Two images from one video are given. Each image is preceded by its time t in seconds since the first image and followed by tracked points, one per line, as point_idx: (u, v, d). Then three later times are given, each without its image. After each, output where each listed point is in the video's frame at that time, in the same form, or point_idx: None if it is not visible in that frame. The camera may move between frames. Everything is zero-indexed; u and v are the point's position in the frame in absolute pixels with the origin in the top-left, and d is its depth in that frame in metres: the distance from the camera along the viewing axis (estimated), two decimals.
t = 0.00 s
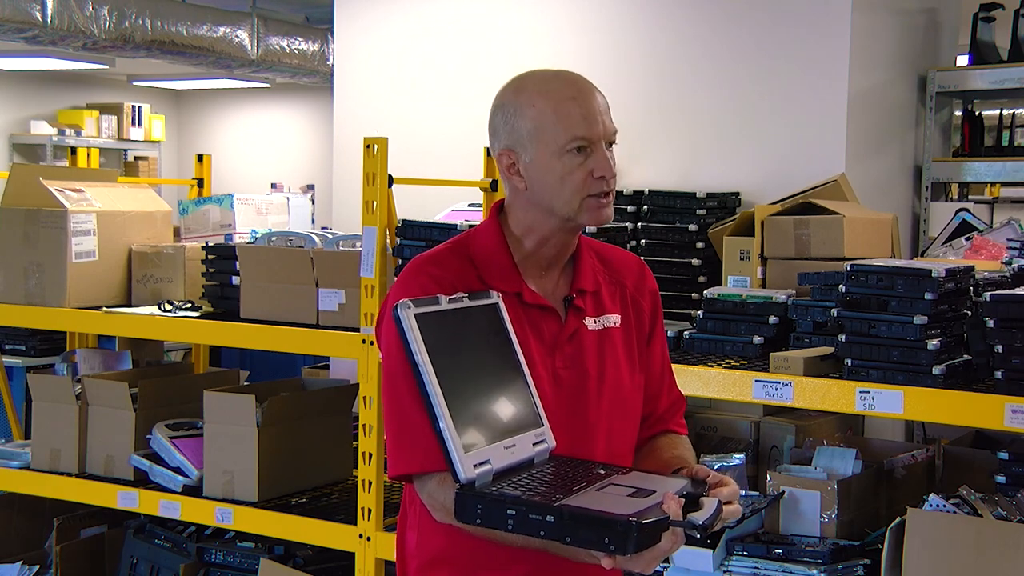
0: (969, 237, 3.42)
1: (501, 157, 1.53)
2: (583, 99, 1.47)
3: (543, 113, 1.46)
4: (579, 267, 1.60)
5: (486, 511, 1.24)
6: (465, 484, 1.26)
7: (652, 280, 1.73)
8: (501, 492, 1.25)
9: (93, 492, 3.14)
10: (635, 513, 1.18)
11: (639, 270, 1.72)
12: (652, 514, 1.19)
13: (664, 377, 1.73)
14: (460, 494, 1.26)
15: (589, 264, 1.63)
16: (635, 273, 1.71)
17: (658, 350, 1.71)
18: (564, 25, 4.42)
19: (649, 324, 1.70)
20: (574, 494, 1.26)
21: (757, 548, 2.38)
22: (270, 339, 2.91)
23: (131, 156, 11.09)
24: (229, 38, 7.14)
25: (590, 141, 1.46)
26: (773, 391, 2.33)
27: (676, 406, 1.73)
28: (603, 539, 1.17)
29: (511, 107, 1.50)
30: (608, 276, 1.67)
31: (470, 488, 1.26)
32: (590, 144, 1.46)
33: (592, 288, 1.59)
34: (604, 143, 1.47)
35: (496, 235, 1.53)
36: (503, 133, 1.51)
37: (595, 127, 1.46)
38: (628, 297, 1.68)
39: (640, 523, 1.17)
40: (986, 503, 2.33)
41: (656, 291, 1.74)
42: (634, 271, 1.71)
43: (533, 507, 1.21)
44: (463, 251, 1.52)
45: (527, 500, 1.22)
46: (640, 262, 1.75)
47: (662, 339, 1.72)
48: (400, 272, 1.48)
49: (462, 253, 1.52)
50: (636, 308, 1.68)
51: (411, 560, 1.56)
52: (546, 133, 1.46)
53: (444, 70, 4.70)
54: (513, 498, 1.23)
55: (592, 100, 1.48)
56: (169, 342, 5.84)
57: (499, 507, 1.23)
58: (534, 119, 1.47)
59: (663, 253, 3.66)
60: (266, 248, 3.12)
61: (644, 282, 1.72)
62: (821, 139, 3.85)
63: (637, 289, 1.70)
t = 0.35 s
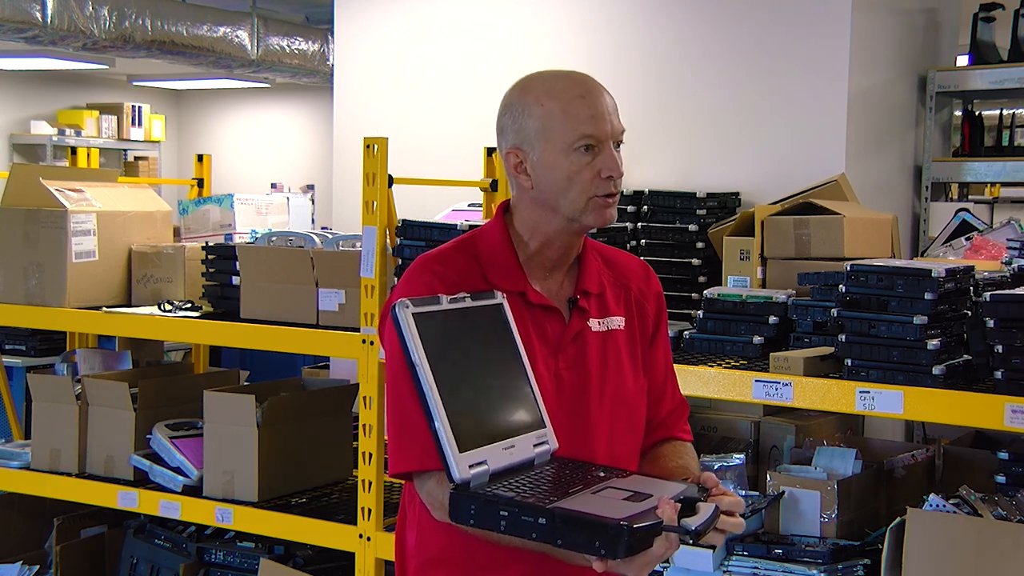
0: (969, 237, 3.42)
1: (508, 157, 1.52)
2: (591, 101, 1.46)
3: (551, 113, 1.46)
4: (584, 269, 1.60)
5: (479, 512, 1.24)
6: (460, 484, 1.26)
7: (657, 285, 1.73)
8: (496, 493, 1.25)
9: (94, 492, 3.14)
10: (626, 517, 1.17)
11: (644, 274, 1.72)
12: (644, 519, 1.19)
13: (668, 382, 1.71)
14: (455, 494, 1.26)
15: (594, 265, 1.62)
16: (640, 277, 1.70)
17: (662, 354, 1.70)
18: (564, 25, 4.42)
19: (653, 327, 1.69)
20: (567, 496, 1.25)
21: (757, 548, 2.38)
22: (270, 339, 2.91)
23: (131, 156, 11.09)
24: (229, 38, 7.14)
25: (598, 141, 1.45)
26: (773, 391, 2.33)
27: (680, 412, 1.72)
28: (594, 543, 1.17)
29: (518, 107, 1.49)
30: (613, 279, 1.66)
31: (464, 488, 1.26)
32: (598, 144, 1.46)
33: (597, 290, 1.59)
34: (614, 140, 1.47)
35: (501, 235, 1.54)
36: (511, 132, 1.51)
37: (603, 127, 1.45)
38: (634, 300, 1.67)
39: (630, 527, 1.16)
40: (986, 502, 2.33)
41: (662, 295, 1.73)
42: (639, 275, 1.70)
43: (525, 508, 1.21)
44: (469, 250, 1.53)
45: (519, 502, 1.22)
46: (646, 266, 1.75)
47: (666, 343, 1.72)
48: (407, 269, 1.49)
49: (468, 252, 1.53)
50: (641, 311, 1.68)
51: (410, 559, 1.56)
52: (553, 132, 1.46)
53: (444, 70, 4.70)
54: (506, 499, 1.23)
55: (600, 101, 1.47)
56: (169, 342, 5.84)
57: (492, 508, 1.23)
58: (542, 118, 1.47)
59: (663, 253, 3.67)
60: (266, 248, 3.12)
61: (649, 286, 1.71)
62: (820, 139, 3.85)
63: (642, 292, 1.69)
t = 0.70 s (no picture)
0: (969, 237, 3.42)
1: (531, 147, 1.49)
2: (606, 141, 1.38)
3: (566, 134, 1.40)
4: (597, 271, 1.59)
5: (468, 507, 1.25)
6: (452, 479, 1.27)
7: (669, 289, 1.71)
8: (486, 490, 1.25)
9: (94, 492, 3.14)
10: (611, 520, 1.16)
11: (656, 278, 1.71)
12: (632, 523, 1.18)
13: (677, 388, 1.70)
14: (447, 487, 1.27)
15: (607, 268, 1.61)
16: (652, 281, 1.69)
17: (670, 359, 1.69)
18: (564, 25, 4.42)
19: (661, 332, 1.68)
20: (558, 497, 1.25)
21: (756, 547, 2.38)
22: (270, 339, 2.91)
23: (131, 156, 11.08)
24: (229, 38, 7.14)
25: (589, 185, 1.38)
26: (773, 391, 2.32)
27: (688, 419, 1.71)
28: (578, 544, 1.17)
29: (551, 107, 1.44)
30: (626, 283, 1.65)
31: (456, 483, 1.27)
32: (588, 187, 1.38)
33: (608, 295, 1.57)
34: (606, 193, 1.39)
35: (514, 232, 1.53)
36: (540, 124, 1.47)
37: (600, 172, 1.37)
38: (645, 305, 1.66)
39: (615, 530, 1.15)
40: (986, 502, 2.33)
41: (674, 300, 1.72)
42: (652, 279, 1.69)
43: (513, 506, 1.21)
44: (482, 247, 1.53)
45: (508, 499, 1.22)
46: (660, 270, 1.73)
47: (676, 349, 1.70)
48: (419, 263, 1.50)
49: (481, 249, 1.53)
50: (652, 316, 1.67)
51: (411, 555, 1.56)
52: (557, 153, 1.40)
53: (444, 71, 4.70)
54: (495, 495, 1.23)
55: (618, 144, 1.38)
56: (169, 342, 5.84)
57: (481, 504, 1.23)
58: (557, 133, 1.41)
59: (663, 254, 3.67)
60: (266, 248, 3.13)
61: (661, 290, 1.70)
62: (820, 139, 3.85)
63: (654, 297, 1.68)
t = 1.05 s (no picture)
0: (969, 237, 3.42)
1: (550, 152, 1.48)
2: (630, 155, 1.37)
3: (589, 145, 1.39)
4: (609, 274, 1.59)
5: (467, 514, 1.25)
6: (452, 485, 1.27)
7: (683, 293, 1.70)
8: (486, 496, 1.25)
9: (93, 492, 3.14)
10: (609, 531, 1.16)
11: (671, 281, 1.70)
12: (630, 534, 1.18)
13: (687, 393, 1.70)
14: (446, 493, 1.27)
15: (619, 270, 1.61)
16: (666, 284, 1.68)
17: (682, 363, 1.68)
18: (564, 25, 4.42)
19: (673, 336, 1.67)
20: (558, 506, 1.25)
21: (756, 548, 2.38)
22: (270, 339, 2.91)
23: (131, 156, 11.08)
24: (229, 38, 7.14)
25: (611, 199, 1.38)
26: (773, 391, 2.32)
27: (699, 424, 1.70)
28: (575, 555, 1.17)
29: (573, 115, 1.42)
30: (639, 287, 1.64)
31: (456, 489, 1.27)
32: (609, 201, 1.38)
33: (620, 298, 1.57)
34: (629, 206, 1.39)
35: (527, 234, 1.53)
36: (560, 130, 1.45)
37: (623, 187, 1.37)
38: (658, 308, 1.65)
39: (612, 542, 1.15)
40: (986, 502, 2.33)
41: (688, 304, 1.71)
42: (666, 282, 1.68)
43: (512, 513, 1.21)
44: (494, 247, 1.53)
45: (507, 507, 1.22)
46: (674, 273, 1.72)
47: (688, 352, 1.69)
48: (430, 263, 1.51)
49: (493, 249, 1.53)
50: (664, 320, 1.66)
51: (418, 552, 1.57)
52: (579, 165, 1.39)
53: (444, 71, 4.70)
54: (494, 502, 1.23)
55: (642, 157, 1.38)
56: (168, 342, 5.84)
57: (480, 510, 1.23)
58: (579, 144, 1.40)
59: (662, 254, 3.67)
60: (266, 248, 3.12)
61: (675, 294, 1.69)
62: (820, 139, 3.85)
63: (668, 300, 1.67)
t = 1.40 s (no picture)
0: (969, 237, 3.42)
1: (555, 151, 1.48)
2: (631, 156, 1.37)
3: (591, 145, 1.39)
4: (612, 274, 1.59)
5: (469, 510, 1.25)
6: (454, 481, 1.27)
7: (687, 293, 1.70)
8: (489, 493, 1.25)
9: (93, 492, 3.14)
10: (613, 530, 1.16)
11: (675, 281, 1.70)
12: (633, 534, 1.18)
13: (691, 393, 1.69)
14: (448, 489, 1.27)
15: (622, 271, 1.61)
16: (670, 284, 1.68)
17: (686, 363, 1.68)
18: (564, 25, 4.42)
19: (677, 336, 1.67)
20: (562, 504, 1.25)
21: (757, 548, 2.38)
22: (270, 339, 2.91)
23: (131, 156, 11.08)
24: (229, 38, 7.14)
25: (610, 200, 1.38)
26: (773, 391, 2.32)
27: (703, 425, 1.70)
28: (578, 553, 1.17)
29: (579, 115, 1.43)
30: (643, 287, 1.64)
31: (458, 485, 1.27)
32: (608, 202, 1.38)
33: (623, 298, 1.57)
34: (628, 208, 1.39)
35: (530, 234, 1.53)
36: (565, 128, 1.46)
37: (622, 189, 1.37)
38: (662, 309, 1.65)
39: (616, 541, 1.15)
40: (986, 502, 2.33)
41: (692, 304, 1.71)
42: (670, 282, 1.68)
43: (515, 510, 1.21)
44: (496, 247, 1.53)
45: (510, 504, 1.22)
46: (678, 273, 1.72)
47: (692, 353, 1.69)
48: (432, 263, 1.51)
49: (495, 250, 1.53)
50: (668, 320, 1.66)
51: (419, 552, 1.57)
52: (581, 165, 1.39)
53: (444, 71, 4.70)
54: (497, 498, 1.23)
55: (643, 160, 1.37)
56: (168, 343, 5.84)
57: (482, 507, 1.24)
58: (582, 144, 1.40)
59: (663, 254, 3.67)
60: (266, 248, 3.12)
61: (679, 294, 1.69)
62: (820, 139, 3.85)
63: (671, 300, 1.67)
